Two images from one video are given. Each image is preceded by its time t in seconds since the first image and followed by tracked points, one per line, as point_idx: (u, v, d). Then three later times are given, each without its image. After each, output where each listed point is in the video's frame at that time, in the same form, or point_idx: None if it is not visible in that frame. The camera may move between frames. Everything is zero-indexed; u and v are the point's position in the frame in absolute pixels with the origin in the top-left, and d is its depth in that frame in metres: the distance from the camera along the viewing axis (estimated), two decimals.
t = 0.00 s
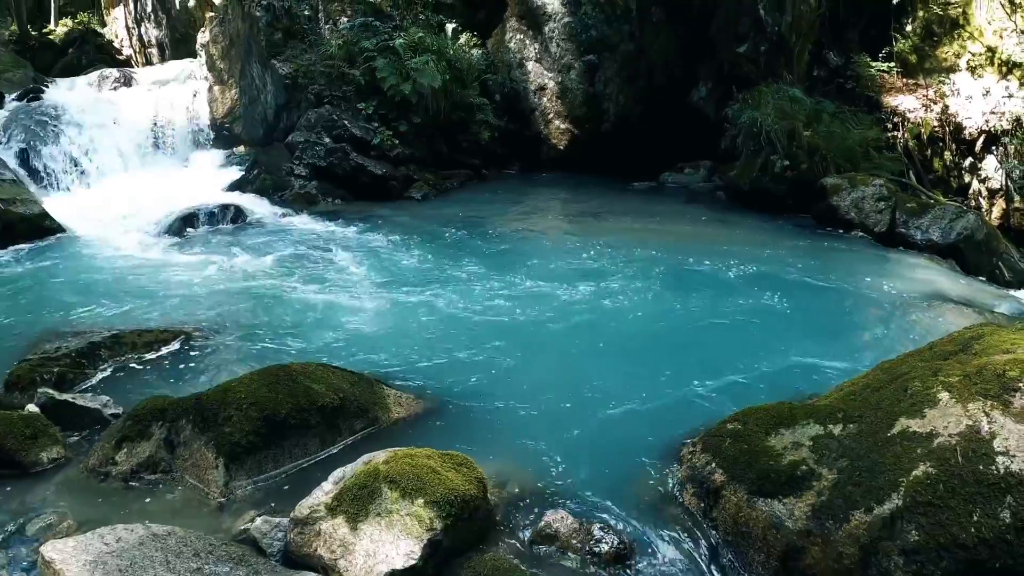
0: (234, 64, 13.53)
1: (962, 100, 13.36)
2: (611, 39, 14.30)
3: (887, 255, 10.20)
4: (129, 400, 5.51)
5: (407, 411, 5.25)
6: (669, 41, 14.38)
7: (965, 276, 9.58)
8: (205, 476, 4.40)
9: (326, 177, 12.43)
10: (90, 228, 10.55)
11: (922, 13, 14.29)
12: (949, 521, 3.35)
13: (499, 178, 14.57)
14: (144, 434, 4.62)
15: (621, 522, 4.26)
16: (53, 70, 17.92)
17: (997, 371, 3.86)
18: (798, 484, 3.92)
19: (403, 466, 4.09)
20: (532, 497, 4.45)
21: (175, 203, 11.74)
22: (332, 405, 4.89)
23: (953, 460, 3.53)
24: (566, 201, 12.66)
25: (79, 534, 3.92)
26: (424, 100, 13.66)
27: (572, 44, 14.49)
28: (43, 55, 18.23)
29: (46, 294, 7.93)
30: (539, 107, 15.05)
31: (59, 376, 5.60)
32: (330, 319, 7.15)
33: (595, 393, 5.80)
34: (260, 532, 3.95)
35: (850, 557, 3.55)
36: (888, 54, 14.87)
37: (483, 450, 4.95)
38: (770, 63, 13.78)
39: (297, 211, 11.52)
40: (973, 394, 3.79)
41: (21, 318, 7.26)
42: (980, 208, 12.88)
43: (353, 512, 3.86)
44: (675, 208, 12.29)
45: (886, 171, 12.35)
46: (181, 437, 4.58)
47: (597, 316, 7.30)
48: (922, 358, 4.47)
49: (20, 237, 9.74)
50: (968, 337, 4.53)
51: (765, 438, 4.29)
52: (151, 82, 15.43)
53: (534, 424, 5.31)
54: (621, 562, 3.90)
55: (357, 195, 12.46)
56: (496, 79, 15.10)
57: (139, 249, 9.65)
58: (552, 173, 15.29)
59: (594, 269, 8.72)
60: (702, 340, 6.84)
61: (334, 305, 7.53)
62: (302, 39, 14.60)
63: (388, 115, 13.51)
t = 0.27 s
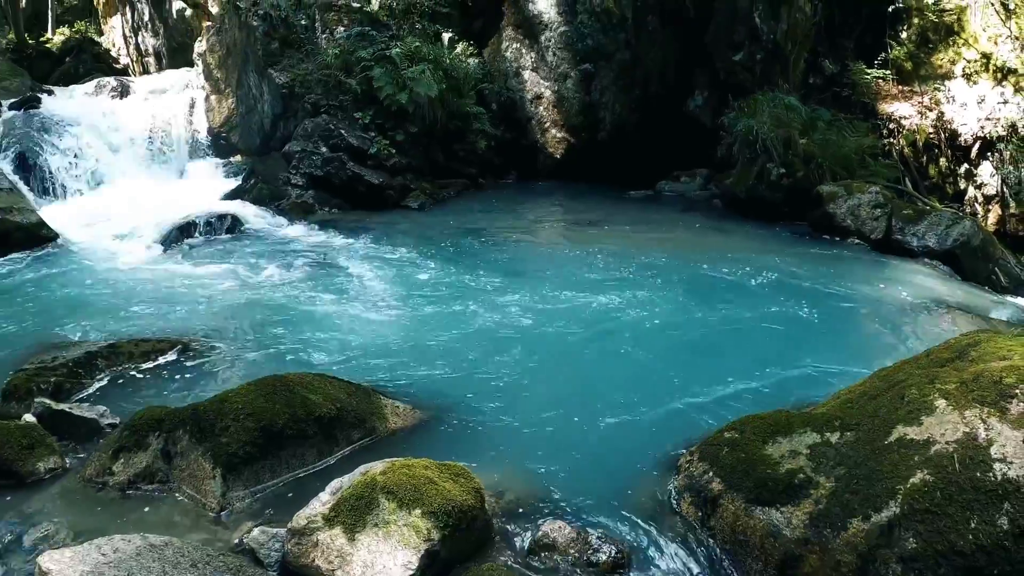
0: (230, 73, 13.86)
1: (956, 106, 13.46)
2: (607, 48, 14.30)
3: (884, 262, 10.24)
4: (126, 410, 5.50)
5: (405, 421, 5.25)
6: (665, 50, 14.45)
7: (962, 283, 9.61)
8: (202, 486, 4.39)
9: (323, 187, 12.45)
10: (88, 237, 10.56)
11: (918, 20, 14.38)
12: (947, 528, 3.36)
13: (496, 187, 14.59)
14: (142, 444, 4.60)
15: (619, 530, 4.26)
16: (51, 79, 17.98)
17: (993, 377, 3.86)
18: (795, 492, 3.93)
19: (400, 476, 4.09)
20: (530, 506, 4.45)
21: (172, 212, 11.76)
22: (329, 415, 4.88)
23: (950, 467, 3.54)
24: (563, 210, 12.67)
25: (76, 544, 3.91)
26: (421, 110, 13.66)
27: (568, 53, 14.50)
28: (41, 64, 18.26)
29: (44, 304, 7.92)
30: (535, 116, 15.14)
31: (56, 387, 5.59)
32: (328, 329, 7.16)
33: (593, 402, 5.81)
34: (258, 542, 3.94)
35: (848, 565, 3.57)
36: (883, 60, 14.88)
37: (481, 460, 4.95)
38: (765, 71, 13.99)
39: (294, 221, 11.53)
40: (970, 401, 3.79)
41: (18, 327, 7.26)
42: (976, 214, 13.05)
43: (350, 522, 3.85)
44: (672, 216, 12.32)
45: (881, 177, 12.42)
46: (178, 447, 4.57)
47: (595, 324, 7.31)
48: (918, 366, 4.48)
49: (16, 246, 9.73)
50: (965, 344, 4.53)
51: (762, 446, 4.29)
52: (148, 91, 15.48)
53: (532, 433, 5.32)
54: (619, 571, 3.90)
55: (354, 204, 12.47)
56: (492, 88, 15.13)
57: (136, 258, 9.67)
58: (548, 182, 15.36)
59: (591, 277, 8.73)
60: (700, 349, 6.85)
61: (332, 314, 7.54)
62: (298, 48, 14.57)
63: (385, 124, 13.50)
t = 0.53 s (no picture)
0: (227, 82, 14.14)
1: (952, 114, 13.38)
2: (604, 57, 14.32)
3: (881, 269, 10.26)
4: (124, 420, 5.49)
5: (402, 430, 5.24)
6: (662, 60, 14.50)
7: (959, 289, 9.64)
8: (200, 496, 4.38)
9: (320, 196, 12.44)
10: (85, 245, 10.61)
11: (913, 27, 14.56)
12: (945, 536, 3.36)
13: (493, 196, 14.59)
14: (138, 454, 4.59)
15: (617, 538, 4.25)
16: (49, 87, 18.03)
17: (989, 385, 3.88)
18: (792, 501, 3.93)
19: (397, 486, 4.08)
20: (528, 515, 4.44)
21: (169, 221, 11.78)
22: (326, 425, 4.87)
23: (948, 474, 3.55)
24: (560, 219, 12.67)
25: (74, 554, 3.90)
26: (418, 119, 13.63)
27: (565, 62, 14.53)
28: (38, 72, 18.26)
29: (41, 313, 7.91)
30: (533, 125, 15.08)
31: (53, 396, 5.57)
32: (326, 338, 7.16)
33: (590, 410, 5.81)
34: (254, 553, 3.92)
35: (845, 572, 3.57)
36: (878, 68, 15.02)
37: (478, 470, 4.93)
38: (761, 78, 14.20)
39: (291, 230, 11.53)
40: (967, 408, 3.81)
41: (15, 335, 7.26)
42: (973, 221, 12.96)
43: (348, 533, 3.84)
44: (669, 225, 12.34)
45: (878, 184, 12.49)
46: (175, 457, 4.56)
47: (592, 333, 7.32)
48: (914, 374, 4.48)
49: (12, 255, 9.73)
50: (961, 351, 4.54)
51: (759, 455, 4.29)
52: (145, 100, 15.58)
53: (528, 442, 5.31)
54: None
55: (351, 213, 12.47)
56: (489, 97, 15.11)
57: (133, 265, 9.71)
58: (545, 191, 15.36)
59: (588, 286, 8.76)
60: (697, 356, 6.86)
61: (331, 323, 7.55)
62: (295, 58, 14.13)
63: (382, 133, 13.48)
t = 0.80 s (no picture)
0: (224, 91, 14.50)
1: (947, 120, 13.60)
2: (599, 66, 14.38)
3: (877, 276, 10.28)
4: (121, 430, 5.48)
5: (399, 439, 5.22)
6: (657, 69, 14.66)
7: (955, 296, 9.68)
8: (197, 507, 4.37)
9: (316, 205, 12.45)
10: (82, 253, 10.61)
11: (908, 34, 14.59)
12: (943, 543, 3.38)
13: (490, 205, 14.61)
14: (136, 464, 4.57)
15: (614, 547, 4.24)
16: (46, 96, 18.06)
17: (986, 392, 3.90)
18: (790, 509, 3.93)
19: (395, 497, 4.07)
20: (525, 525, 4.42)
21: (166, 230, 11.80)
22: (324, 435, 4.86)
23: (945, 482, 3.56)
24: (558, 227, 12.69)
25: (71, 565, 3.88)
26: (415, 128, 13.66)
27: (561, 70, 14.57)
28: (35, 80, 18.25)
29: (38, 322, 7.90)
30: (528, 134, 15.13)
31: (50, 406, 5.55)
32: (324, 347, 7.15)
33: (588, 419, 5.80)
34: (253, 563, 3.91)
35: None
36: (874, 75, 15.06)
37: (474, 479, 4.92)
38: (757, 86, 14.15)
39: (288, 239, 11.54)
40: (964, 415, 3.82)
41: (13, 345, 7.25)
42: (969, 227, 12.98)
43: (345, 543, 3.83)
44: (665, 233, 12.36)
45: (875, 192, 12.49)
46: (172, 468, 4.54)
47: (590, 341, 7.32)
48: (911, 381, 4.48)
49: (9, 264, 9.72)
50: (957, 358, 4.55)
51: (757, 463, 4.28)
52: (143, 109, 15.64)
53: (526, 451, 5.30)
54: None
55: (348, 222, 12.48)
56: (485, 106, 15.11)
57: (130, 274, 9.72)
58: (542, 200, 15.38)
59: (585, 294, 8.76)
60: (694, 364, 6.86)
61: (328, 331, 7.57)
62: (292, 67, 14.03)
63: (379, 142, 13.50)
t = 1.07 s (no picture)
0: (220, 100, 14.49)
1: (943, 127, 13.68)
2: (595, 74, 14.36)
3: (874, 283, 10.29)
4: (119, 439, 5.46)
5: (397, 448, 5.22)
6: (654, 77, 14.77)
7: (952, 302, 9.71)
8: (194, 516, 4.36)
9: (313, 214, 12.46)
10: (79, 262, 10.60)
11: (903, 41, 14.79)
12: (941, 550, 3.37)
13: (487, 214, 14.63)
14: (132, 474, 4.56)
15: (612, 555, 4.23)
16: (43, 104, 18.08)
17: (983, 399, 3.90)
18: (788, 517, 3.93)
19: (392, 506, 4.05)
20: (523, 533, 4.42)
21: (163, 238, 11.80)
22: (321, 445, 4.85)
23: (942, 489, 3.56)
24: (554, 236, 12.70)
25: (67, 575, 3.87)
26: (412, 136, 13.70)
27: (557, 79, 14.56)
28: (33, 88, 18.24)
29: (35, 331, 7.88)
30: (525, 142, 15.22)
31: (47, 415, 5.53)
32: (323, 356, 7.15)
33: (586, 427, 5.80)
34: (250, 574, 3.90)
35: None
36: (870, 82, 15.17)
37: (471, 488, 4.91)
38: (753, 95, 14.23)
39: (285, 248, 11.52)
40: (961, 422, 3.82)
41: (9, 353, 7.24)
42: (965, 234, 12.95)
43: (343, 552, 3.82)
44: (662, 241, 12.38)
45: (871, 199, 12.50)
46: (169, 477, 4.53)
47: (588, 349, 7.33)
48: (908, 389, 4.49)
49: (6, 272, 9.70)
50: (955, 365, 4.56)
51: (754, 471, 4.28)
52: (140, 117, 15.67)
53: (524, 460, 5.30)
54: None
55: (345, 231, 12.50)
56: (482, 115, 15.14)
57: (125, 283, 9.70)
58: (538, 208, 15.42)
59: (582, 302, 8.78)
60: (692, 372, 6.88)
61: (326, 340, 7.58)
62: (291, 75, 14.13)
63: (375, 150, 13.54)
